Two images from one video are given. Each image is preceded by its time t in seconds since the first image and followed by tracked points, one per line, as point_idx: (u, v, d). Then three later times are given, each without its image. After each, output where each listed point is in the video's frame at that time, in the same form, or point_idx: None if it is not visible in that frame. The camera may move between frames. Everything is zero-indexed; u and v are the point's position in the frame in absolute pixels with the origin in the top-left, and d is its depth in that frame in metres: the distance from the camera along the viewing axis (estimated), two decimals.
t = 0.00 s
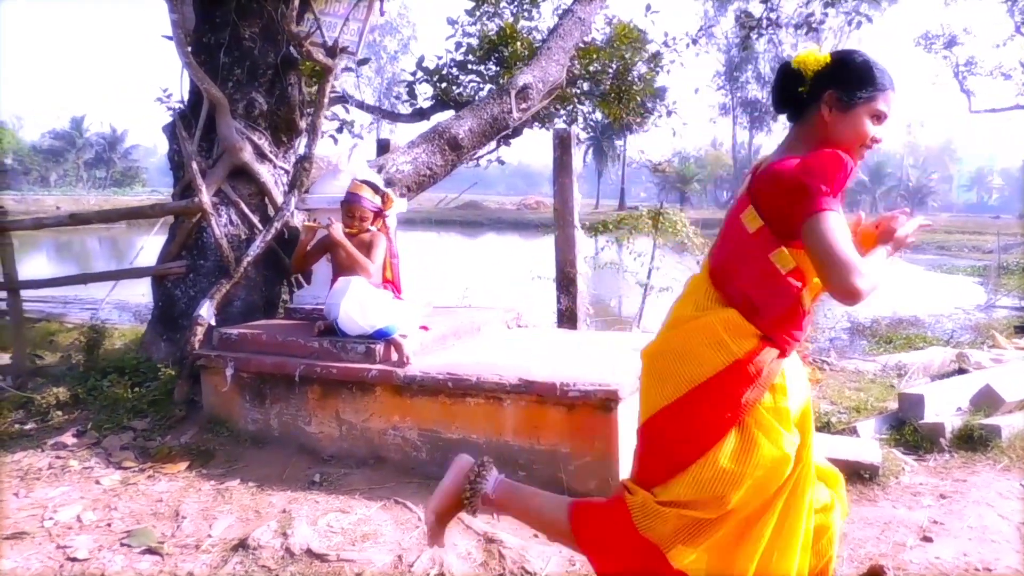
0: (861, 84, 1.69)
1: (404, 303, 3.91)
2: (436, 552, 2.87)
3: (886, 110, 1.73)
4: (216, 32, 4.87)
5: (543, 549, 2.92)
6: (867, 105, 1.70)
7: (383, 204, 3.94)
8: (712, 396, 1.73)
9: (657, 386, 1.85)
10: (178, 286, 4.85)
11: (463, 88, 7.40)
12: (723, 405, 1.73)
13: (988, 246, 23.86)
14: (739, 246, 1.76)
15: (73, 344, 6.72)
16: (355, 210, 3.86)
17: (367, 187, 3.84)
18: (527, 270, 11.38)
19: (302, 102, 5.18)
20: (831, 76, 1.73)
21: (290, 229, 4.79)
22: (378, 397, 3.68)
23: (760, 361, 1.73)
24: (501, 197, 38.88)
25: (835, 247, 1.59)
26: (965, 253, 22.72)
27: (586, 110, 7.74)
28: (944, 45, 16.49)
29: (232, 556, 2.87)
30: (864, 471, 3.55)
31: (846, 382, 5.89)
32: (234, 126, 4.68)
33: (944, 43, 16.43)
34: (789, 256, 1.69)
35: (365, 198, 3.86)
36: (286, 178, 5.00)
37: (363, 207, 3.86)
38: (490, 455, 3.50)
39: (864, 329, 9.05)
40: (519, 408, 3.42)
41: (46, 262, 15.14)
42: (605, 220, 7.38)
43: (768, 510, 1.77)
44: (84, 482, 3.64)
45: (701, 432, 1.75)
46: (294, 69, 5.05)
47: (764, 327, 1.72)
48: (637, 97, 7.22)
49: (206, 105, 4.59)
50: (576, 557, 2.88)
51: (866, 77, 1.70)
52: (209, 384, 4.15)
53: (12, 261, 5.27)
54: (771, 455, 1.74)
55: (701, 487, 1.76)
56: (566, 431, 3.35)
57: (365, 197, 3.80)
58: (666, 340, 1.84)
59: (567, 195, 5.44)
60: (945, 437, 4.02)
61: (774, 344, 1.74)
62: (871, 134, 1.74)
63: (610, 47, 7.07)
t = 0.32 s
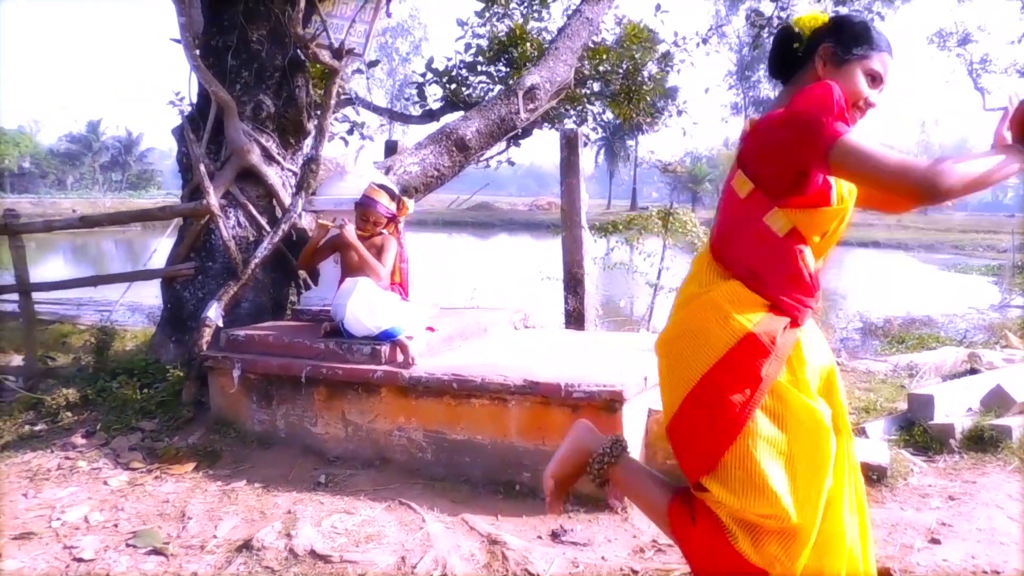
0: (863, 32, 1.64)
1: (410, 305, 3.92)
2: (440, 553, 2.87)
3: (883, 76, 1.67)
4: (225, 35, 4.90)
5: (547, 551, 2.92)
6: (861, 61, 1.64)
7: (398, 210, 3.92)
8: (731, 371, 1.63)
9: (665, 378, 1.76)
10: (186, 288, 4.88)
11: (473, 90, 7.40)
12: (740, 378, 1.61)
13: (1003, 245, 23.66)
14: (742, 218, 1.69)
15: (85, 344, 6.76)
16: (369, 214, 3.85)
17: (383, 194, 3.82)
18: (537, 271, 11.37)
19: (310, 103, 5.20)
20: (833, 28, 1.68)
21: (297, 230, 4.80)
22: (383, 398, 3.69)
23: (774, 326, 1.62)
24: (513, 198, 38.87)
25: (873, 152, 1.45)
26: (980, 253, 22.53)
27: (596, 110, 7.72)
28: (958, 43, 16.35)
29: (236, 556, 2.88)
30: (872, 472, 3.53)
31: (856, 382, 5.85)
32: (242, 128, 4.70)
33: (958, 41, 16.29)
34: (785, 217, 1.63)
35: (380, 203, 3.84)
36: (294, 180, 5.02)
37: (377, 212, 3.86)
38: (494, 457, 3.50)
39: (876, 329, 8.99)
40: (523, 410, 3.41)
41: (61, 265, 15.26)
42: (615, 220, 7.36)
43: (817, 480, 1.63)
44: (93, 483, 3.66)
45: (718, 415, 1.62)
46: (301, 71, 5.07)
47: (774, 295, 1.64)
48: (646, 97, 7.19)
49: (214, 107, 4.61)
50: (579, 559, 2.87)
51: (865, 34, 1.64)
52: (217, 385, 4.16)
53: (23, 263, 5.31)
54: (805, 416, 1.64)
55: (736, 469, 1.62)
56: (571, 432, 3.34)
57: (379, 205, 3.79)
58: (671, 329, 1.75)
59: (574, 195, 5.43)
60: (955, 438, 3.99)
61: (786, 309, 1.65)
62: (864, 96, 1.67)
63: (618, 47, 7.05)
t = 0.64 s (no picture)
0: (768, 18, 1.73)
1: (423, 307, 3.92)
2: (450, 555, 2.87)
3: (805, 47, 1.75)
4: (239, 39, 4.94)
5: (557, 553, 2.92)
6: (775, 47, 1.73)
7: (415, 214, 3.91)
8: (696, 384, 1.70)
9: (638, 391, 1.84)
10: (201, 290, 4.91)
11: (487, 91, 7.39)
12: (703, 392, 1.69)
13: None
14: (692, 240, 1.76)
15: (102, 346, 6.81)
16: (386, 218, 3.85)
17: (401, 198, 3.82)
18: (552, 272, 11.34)
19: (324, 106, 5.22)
20: (739, 27, 1.78)
21: (311, 233, 4.82)
22: (395, 401, 3.69)
23: (735, 339, 1.69)
24: (529, 199, 38.85)
25: (790, 145, 1.52)
26: (999, 251, 22.27)
27: (610, 111, 7.69)
28: (977, 40, 16.16)
29: (247, 557, 2.90)
30: (886, 475, 3.50)
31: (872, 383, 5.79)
32: (256, 131, 4.72)
33: (978, 38, 16.10)
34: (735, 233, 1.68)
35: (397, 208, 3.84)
36: (308, 183, 5.04)
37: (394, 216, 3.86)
38: (505, 459, 3.49)
39: (893, 329, 8.91)
40: (534, 411, 3.41)
41: (81, 267, 15.38)
42: (629, 220, 7.34)
43: (792, 491, 1.69)
44: (107, 484, 3.69)
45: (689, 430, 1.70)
46: (315, 74, 5.08)
47: (732, 310, 1.71)
48: (659, 97, 7.16)
49: (228, 111, 4.65)
50: (589, 561, 2.87)
51: (771, 18, 1.73)
52: (230, 386, 4.18)
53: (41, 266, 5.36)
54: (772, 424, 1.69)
55: (706, 482, 1.69)
56: (582, 435, 3.33)
57: (397, 208, 3.79)
58: (643, 345, 1.84)
59: (586, 196, 5.42)
60: (971, 440, 3.95)
61: (746, 324, 1.71)
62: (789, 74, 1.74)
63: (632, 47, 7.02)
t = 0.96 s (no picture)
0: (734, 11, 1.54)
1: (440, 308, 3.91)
2: (466, 558, 2.87)
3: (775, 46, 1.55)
4: (257, 42, 4.96)
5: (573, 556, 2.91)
6: (737, 43, 1.53)
7: (440, 221, 3.89)
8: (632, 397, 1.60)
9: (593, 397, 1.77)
10: (220, 292, 4.94)
11: (504, 92, 7.39)
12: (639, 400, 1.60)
13: None
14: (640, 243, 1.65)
15: (124, 346, 6.87)
16: (409, 224, 3.84)
17: (425, 205, 3.80)
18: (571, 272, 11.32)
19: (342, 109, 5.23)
20: (703, 18, 1.59)
21: (329, 235, 4.83)
22: (412, 402, 3.70)
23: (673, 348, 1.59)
24: (547, 199, 38.82)
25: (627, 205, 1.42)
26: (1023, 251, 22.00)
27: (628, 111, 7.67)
28: (1000, 36, 15.96)
29: (265, 559, 2.91)
30: (907, 478, 3.45)
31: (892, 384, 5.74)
32: (274, 134, 4.74)
33: (1001, 35, 15.90)
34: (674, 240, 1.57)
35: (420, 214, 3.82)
36: (326, 185, 5.06)
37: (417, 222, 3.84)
38: (522, 460, 3.49)
39: (914, 330, 8.83)
40: (551, 413, 3.40)
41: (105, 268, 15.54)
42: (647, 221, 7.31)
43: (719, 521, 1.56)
44: (127, 485, 3.72)
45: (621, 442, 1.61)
46: (333, 77, 5.10)
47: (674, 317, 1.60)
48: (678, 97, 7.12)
49: (247, 114, 4.67)
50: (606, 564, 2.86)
51: (733, 11, 1.54)
52: (249, 388, 4.20)
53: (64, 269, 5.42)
54: (706, 445, 1.55)
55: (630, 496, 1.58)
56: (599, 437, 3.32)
57: (419, 215, 3.77)
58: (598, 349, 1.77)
59: (604, 197, 5.40)
60: (994, 442, 3.91)
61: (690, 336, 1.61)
62: (753, 75, 1.54)
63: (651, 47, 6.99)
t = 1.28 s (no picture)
0: None
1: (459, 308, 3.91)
2: (485, 559, 2.87)
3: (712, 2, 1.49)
4: (277, 44, 4.99)
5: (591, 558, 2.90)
6: None
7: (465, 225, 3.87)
8: (578, 336, 1.63)
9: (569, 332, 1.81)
10: (241, 292, 4.96)
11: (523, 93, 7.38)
12: (579, 340, 1.63)
13: None
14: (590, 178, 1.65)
15: (145, 347, 6.91)
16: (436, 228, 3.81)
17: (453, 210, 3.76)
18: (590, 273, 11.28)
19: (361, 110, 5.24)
20: None
21: (348, 235, 4.85)
22: (431, 402, 3.69)
23: (610, 290, 1.59)
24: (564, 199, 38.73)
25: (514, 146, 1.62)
26: None
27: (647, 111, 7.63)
28: None
29: (284, 559, 2.92)
30: (930, 481, 3.41)
31: (915, 385, 5.68)
32: (294, 135, 4.76)
33: None
34: (605, 172, 1.55)
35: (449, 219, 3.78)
36: (345, 186, 5.08)
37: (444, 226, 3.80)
38: (541, 462, 3.48)
39: (937, 330, 8.73)
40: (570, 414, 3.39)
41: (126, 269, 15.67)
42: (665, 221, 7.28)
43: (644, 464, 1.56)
44: (148, 484, 3.74)
45: (571, 381, 1.67)
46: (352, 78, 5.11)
47: (611, 256, 1.59)
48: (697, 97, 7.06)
49: (267, 115, 4.69)
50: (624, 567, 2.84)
51: None
52: (268, 388, 4.22)
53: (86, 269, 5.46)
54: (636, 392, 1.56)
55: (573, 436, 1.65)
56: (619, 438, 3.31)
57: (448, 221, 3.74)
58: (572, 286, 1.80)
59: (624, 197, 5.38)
60: (1019, 446, 3.85)
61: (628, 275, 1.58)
62: (683, 31, 1.52)
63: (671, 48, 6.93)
